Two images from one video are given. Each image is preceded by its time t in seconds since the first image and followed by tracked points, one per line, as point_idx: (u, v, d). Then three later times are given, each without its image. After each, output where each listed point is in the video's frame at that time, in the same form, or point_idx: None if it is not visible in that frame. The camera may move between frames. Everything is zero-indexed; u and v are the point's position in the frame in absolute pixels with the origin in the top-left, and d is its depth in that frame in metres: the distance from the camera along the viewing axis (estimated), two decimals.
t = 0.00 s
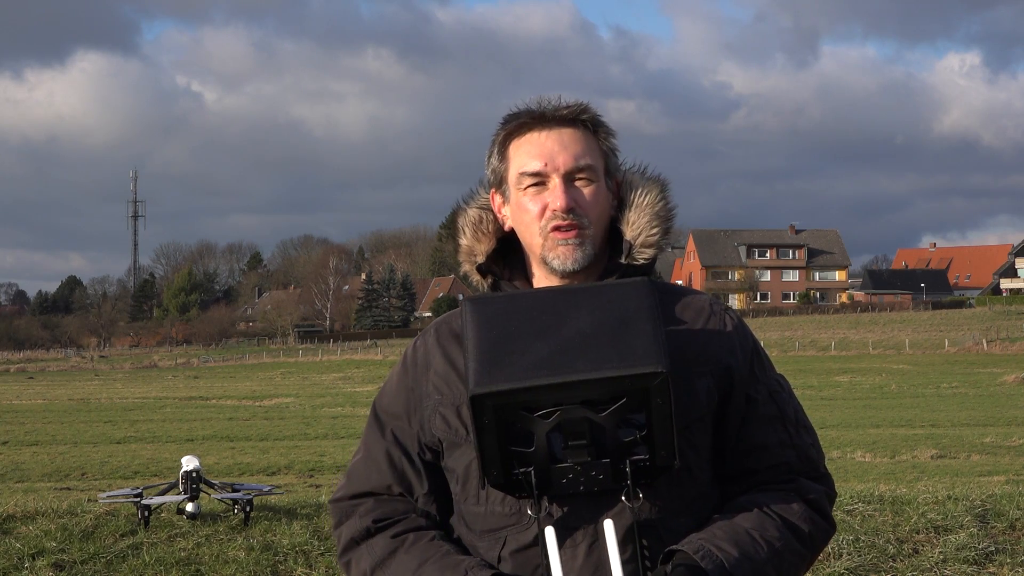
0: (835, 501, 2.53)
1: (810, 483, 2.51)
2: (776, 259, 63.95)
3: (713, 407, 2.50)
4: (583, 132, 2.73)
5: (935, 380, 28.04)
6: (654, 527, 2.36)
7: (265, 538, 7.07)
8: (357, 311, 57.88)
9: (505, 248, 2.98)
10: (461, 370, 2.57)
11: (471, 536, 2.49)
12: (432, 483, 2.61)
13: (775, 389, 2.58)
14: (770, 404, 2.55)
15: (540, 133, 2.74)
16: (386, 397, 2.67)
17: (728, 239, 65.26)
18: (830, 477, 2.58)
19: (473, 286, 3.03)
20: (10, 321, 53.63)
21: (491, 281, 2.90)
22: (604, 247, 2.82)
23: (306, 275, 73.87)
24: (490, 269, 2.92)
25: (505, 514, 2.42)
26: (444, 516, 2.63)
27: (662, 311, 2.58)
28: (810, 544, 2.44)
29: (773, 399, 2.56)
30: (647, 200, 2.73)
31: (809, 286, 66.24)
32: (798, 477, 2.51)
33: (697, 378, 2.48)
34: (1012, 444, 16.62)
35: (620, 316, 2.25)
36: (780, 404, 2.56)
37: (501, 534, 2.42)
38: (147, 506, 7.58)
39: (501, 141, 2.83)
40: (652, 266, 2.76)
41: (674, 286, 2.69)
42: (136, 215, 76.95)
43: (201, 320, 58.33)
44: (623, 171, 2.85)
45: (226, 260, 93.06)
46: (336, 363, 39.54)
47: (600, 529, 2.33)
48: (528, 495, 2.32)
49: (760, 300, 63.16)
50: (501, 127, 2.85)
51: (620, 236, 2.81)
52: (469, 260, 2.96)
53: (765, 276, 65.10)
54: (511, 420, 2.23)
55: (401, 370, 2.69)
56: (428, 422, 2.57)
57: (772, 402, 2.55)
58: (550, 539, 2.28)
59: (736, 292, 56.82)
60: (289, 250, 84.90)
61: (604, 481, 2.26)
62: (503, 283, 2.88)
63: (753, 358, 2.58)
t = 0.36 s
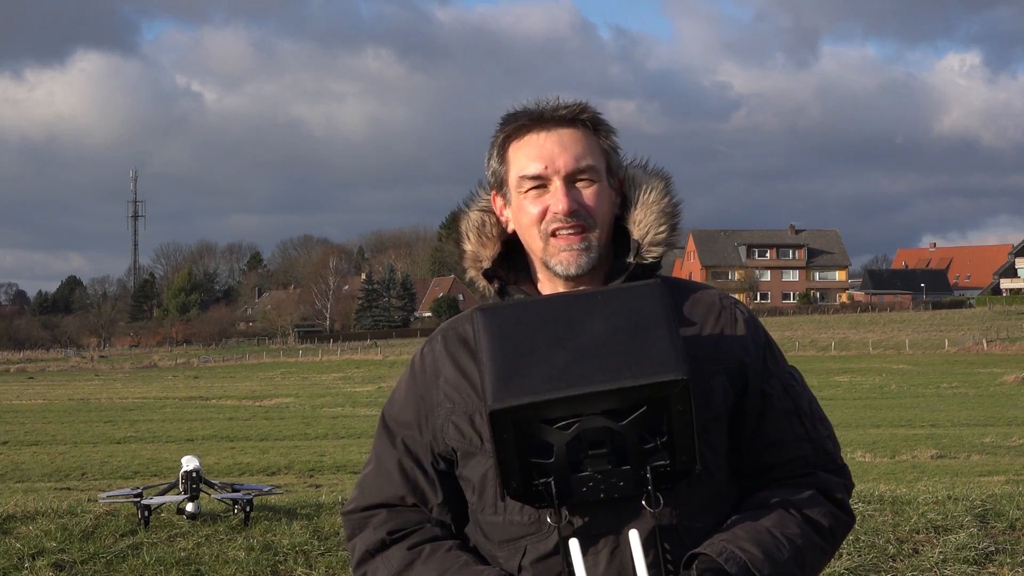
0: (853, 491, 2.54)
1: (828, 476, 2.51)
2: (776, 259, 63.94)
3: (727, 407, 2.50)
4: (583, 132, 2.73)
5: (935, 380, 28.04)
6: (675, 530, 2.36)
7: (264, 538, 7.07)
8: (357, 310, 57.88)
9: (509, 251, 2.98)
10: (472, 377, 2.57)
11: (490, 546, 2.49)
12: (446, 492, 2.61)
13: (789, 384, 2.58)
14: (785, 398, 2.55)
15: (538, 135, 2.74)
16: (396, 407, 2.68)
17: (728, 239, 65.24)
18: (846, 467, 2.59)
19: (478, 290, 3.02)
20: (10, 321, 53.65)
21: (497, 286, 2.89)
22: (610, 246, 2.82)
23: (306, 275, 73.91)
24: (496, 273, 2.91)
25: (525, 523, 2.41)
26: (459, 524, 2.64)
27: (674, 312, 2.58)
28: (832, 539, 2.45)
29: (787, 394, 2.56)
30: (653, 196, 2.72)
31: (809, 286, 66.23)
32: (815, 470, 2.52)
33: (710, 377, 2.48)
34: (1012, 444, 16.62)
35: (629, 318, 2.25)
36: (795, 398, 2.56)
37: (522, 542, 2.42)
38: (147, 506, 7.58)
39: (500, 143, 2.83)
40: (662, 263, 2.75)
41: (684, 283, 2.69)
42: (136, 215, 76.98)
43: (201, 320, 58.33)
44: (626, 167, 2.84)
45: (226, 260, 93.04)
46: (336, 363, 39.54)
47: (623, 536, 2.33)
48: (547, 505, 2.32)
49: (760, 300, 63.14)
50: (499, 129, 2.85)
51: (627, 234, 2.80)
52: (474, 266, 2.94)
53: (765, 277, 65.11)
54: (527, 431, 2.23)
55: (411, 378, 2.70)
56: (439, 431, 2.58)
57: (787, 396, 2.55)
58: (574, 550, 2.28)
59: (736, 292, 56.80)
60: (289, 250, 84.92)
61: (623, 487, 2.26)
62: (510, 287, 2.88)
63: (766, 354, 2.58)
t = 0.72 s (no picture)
0: (867, 501, 2.53)
1: (842, 482, 2.51)
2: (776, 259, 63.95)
3: (741, 408, 2.50)
4: (602, 129, 2.73)
5: (935, 380, 28.04)
6: (682, 532, 2.36)
7: (264, 538, 7.06)
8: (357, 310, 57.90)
9: (525, 247, 2.98)
10: (483, 372, 2.57)
11: (495, 542, 2.50)
12: (455, 485, 2.61)
13: (804, 388, 2.57)
14: (801, 402, 2.54)
15: (558, 130, 2.73)
16: (409, 399, 2.68)
17: (728, 239, 65.23)
18: (860, 474, 2.58)
19: (491, 286, 3.02)
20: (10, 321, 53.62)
21: (512, 283, 2.90)
22: (626, 244, 2.81)
23: (306, 275, 73.94)
24: (510, 270, 2.91)
25: (530, 520, 2.41)
26: (468, 519, 2.64)
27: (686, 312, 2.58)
28: (842, 546, 2.44)
29: (802, 398, 2.55)
30: (671, 195, 2.71)
31: (809, 286, 66.23)
32: (830, 476, 2.51)
33: (724, 379, 2.48)
34: (1012, 444, 16.62)
35: (645, 319, 2.25)
36: (810, 402, 2.55)
37: (526, 540, 2.43)
38: (147, 506, 7.58)
39: (518, 138, 2.83)
40: (679, 262, 2.74)
41: (700, 284, 2.69)
42: (136, 215, 76.96)
43: (201, 319, 58.31)
44: (646, 164, 2.84)
45: (226, 260, 93.04)
46: (336, 363, 39.53)
47: (628, 537, 2.33)
48: (553, 502, 2.32)
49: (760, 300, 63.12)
50: (518, 124, 2.85)
51: (645, 233, 2.80)
52: (488, 262, 2.93)
53: (765, 277, 65.14)
54: (536, 428, 2.23)
55: (424, 372, 2.71)
56: (449, 425, 2.58)
57: (802, 401, 2.54)
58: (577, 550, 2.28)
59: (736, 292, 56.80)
60: (289, 250, 84.92)
61: (632, 488, 2.25)
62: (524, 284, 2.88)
63: (781, 356, 2.58)
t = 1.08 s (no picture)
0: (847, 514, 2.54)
1: (822, 495, 2.51)
2: (776, 259, 63.98)
3: (724, 416, 2.50)
4: (597, 132, 2.72)
5: (935, 380, 28.05)
6: (658, 538, 2.37)
7: (264, 538, 7.07)
8: (357, 310, 57.93)
9: (515, 246, 2.98)
10: (468, 369, 2.58)
11: (472, 539, 2.51)
12: (435, 480, 2.62)
13: (788, 398, 2.56)
14: (783, 412, 2.54)
15: (551, 132, 2.73)
16: (394, 391, 2.69)
17: (728, 239, 65.25)
18: (842, 486, 2.59)
19: (481, 283, 3.03)
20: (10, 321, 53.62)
21: (500, 282, 2.91)
22: (616, 248, 2.81)
23: (306, 275, 73.93)
24: (499, 269, 2.92)
25: (508, 519, 2.42)
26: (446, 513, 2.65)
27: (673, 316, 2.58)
28: (819, 557, 2.44)
29: (785, 407, 2.55)
30: (662, 200, 2.71)
31: (808, 286, 66.23)
32: (809, 487, 2.52)
33: (708, 387, 2.48)
34: (1012, 444, 16.62)
35: (630, 327, 2.24)
36: (793, 412, 2.55)
37: (502, 539, 2.43)
38: (147, 506, 7.59)
39: (512, 138, 2.82)
40: (667, 268, 2.75)
41: (687, 290, 2.70)
42: (136, 215, 76.98)
43: (202, 319, 58.32)
44: (639, 168, 2.83)
45: (226, 260, 93.05)
46: (336, 363, 39.55)
47: (603, 541, 2.33)
48: (529, 503, 2.33)
49: (760, 300, 63.13)
50: (513, 122, 2.84)
51: (634, 237, 2.80)
52: (478, 259, 2.94)
53: (766, 277, 65.16)
54: (514, 429, 2.24)
55: (410, 364, 2.71)
56: (432, 420, 2.58)
57: (785, 410, 2.54)
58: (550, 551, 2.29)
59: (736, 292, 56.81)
60: (289, 250, 84.93)
61: (608, 492, 2.26)
62: (511, 283, 2.89)
63: (766, 363, 2.57)
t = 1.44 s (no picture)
0: (817, 515, 2.55)
1: (792, 498, 2.52)
2: (776, 259, 63.99)
3: (694, 421, 2.50)
4: (564, 138, 2.72)
5: (935, 380, 28.05)
6: (629, 544, 2.37)
7: (264, 538, 7.07)
8: (357, 311, 57.92)
9: (487, 252, 2.98)
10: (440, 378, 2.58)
11: (446, 546, 2.51)
12: (411, 487, 2.62)
13: (758, 401, 2.57)
14: (754, 417, 2.54)
15: (519, 139, 2.73)
16: (369, 400, 2.69)
17: (728, 239, 65.25)
18: (812, 487, 2.59)
19: (453, 290, 3.02)
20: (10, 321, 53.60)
21: (472, 289, 2.90)
22: (586, 254, 2.82)
23: (305, 275, 73.93)
24: (472, 276, 2.91)
25: (480, 526, 2.42)
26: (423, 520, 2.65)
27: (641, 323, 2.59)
28: (787, 561, 2.46)
29: (756, 412, 2.55)
30: (630, 206, 2.72)
31: (808, 286, 66.21)
32: (779, 491, 2.53)
33: (677, 392, 2.48)
34: (1012, 444, 16.62)
35: (596, 333, 2.24)
36: (763, 417, 2.55)
37: (475, 546, 2.43)
38: (147, 506, 7.59)
39: (481, 146, 2.82)
40: (636, 275, 2.75)
41: (658, 297, 2.69)
42: (136, 215, 77.00)
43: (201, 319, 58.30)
44: (607, 173, 2.83)
45: (226, 260, 93.12)
46: (336, 363, 39.54)
47: (575, 548, 2.34)
48: (502, 511, 2.33)
49: (760, 300, 63.13)
50: (481, 130, 2.84)
51: (603, 243, 2.80)
52: (449, 267, 2.93)
53: (766, 277, 65.17)
54: (483, 439, 2.24)
55: (385, 375, 2.72)
56: (406, 428, 2.59)
57: (755, 415, 2.55)
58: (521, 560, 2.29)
59: (736, 292, 56.82)
60: (289, 249, 84.93)
61: (578, 500, 2.26)
62: (484, 292, 2.89)
63: (735, 369, 2.57)
